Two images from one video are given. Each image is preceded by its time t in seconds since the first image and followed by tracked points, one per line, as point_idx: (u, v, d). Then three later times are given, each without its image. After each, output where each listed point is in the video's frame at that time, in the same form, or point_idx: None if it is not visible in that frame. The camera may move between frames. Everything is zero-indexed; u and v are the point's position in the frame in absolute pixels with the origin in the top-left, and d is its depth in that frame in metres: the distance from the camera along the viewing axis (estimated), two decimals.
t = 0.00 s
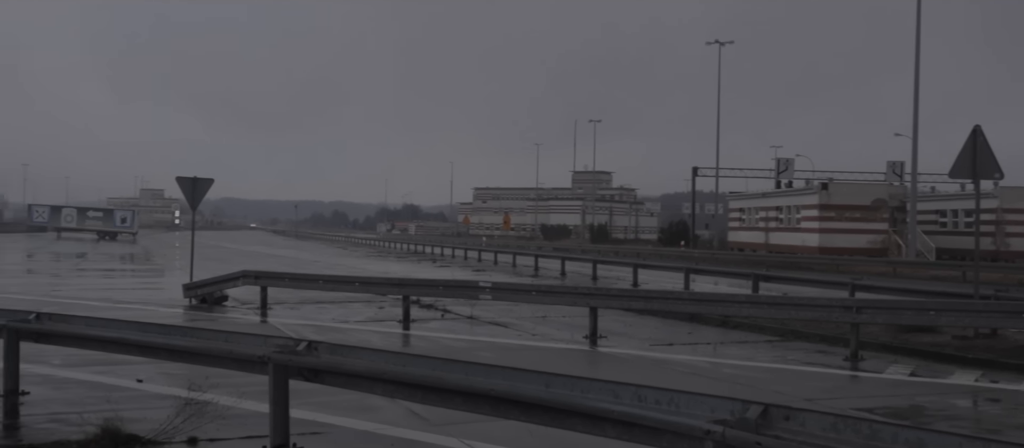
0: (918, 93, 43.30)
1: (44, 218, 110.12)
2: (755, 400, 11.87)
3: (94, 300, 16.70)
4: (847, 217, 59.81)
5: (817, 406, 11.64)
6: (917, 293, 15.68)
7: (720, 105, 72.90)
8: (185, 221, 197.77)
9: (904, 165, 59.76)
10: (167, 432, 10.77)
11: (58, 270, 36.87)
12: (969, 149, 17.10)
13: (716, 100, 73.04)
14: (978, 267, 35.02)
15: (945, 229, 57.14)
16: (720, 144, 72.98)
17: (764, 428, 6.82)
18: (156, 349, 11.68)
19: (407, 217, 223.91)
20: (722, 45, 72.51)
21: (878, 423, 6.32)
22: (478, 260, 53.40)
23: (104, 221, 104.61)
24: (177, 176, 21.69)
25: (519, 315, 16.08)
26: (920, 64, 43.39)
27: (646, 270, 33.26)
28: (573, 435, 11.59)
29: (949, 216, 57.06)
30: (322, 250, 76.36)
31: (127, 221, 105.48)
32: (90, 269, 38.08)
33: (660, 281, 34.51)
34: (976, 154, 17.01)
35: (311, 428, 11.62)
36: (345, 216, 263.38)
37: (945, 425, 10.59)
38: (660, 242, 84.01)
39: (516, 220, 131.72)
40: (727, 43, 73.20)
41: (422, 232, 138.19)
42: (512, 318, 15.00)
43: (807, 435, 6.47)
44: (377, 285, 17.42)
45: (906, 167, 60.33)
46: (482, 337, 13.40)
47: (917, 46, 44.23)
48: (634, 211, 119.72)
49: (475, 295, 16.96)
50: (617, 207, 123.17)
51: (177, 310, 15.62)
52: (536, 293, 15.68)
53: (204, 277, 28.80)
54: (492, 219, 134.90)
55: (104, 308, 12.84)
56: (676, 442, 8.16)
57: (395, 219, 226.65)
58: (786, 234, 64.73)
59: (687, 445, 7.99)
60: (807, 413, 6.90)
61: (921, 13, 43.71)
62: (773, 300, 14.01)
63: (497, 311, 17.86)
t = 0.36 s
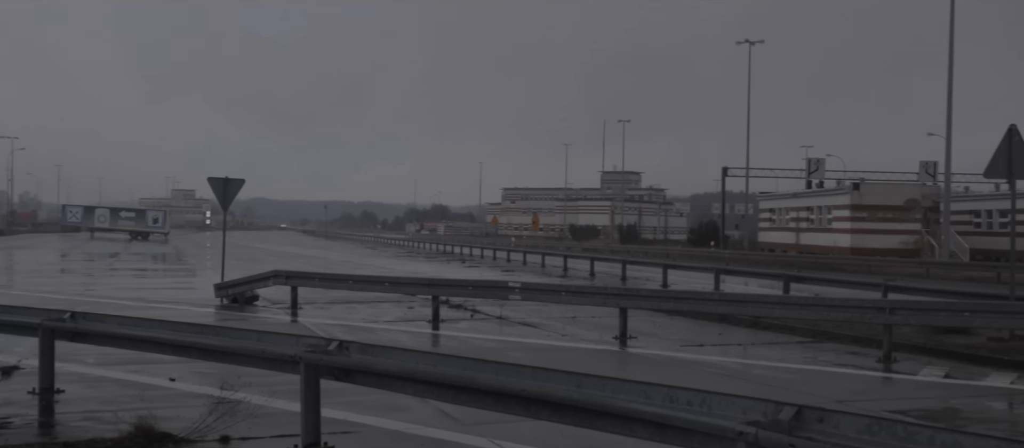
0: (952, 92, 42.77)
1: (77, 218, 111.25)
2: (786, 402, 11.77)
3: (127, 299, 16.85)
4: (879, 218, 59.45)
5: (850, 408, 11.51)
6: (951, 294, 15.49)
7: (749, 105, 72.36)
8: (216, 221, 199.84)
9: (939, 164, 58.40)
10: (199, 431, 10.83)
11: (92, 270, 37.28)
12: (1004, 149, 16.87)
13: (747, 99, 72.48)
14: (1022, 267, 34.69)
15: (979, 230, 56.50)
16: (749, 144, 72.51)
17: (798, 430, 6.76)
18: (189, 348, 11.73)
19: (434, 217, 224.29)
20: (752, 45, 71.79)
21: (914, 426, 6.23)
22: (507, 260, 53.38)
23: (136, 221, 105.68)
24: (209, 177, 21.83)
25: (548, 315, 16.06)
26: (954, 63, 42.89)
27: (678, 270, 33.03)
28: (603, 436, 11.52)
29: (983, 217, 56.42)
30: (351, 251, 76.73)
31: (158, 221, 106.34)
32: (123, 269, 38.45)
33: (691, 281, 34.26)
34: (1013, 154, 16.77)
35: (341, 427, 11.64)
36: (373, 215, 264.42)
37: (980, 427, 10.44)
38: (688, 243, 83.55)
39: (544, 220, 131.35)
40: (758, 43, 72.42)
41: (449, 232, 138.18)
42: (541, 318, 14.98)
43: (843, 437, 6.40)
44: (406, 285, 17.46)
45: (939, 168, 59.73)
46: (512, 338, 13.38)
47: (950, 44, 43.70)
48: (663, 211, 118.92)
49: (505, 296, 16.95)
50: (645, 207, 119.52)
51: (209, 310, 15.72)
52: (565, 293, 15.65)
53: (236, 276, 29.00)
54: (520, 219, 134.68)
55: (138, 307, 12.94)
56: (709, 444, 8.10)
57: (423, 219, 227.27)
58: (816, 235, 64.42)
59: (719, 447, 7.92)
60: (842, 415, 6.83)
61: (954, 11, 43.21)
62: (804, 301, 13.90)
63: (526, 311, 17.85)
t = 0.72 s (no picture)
0: (986, 90, 42.21)
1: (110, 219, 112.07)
2: (819, 403, 11.65)
3: (159, 300, 16.96)
4: (912, 218, 58.95)
5: (882, 409, 11.36)
6: (985, 294, 15.31)
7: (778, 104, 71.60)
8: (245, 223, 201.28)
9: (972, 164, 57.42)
10: (231, 431, 10.88)
11: (124, 271, 37.61)
12: None
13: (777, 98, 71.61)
14: None
15: (1013, 230, 55.79)
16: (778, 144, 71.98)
17: (831, 431, 6.70)
18: (220, 348, 11.77)
19: (461, 219, 224.10)
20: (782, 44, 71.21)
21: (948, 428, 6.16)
22: (535, 261, 53.29)
23: (167, 222, 106.54)
24: (240, 179, 21.97)
25: (577, 316, 16.03)
26: (987, 61, 42.35)
27: (710, 270, 32.76)
28: (633, 437, 11.45)
29: (1018, 217, 55.74)
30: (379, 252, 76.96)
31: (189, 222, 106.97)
32: (155, 270, 38.75)
33: (722, 282, 33.99)
34: None
35: (371, 427, 11.65)
36: (402, 217, 265.35)
37: (1016, 429, 10.26)
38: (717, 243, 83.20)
39: (573, 221, 130.84)
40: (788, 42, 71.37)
41: (477, 233, 138.46)
42: (570, 319, 14.95)
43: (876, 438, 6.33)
44: (435, 286, 17.48)
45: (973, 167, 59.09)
46: (541, 338, 13.34)
47: (983, 43, 43.15)
48: (692, 211, 118.03)
49: (534, 296, 16.92)
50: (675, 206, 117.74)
51: (240, 310, 15.80)
52: (594, 294, 15.61)
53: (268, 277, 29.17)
54: (547, 219, 134.27)
55: (170, 307, 13.01)
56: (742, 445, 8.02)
57: (451, 219, 227.25)
58: (847, 235, 64.03)
59: None
60: (875, 416, 6.74)
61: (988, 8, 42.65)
62: (836, 301, 13.78)
63: (555, 312, 17.84)
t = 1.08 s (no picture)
0: (1019, 89, 41.61)
1: (139, 222, 113.34)
2: (850, 405, 11.53)
3: (189, 302, 17.07)
4: (942, 218, 58.41)
5: (914, 411, 11.22)
6: (1019, 296, 15.11)
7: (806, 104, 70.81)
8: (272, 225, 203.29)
9: (1003, 164, 56.80)
10: (261, 432, 10.93)
11: (154, 273, 37.97)
12: None
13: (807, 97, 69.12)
14: None
15: None
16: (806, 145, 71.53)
17: (864, 434, 6.65)
18: (250, 350, 11.76)
19: (489, 220, 223.68)
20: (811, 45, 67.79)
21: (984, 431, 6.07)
22: (561, 263, 53.26)
23: (196, 224, 107.73)
24: (268, 181, 22.08)
25: (605, 317, 16.00)
26: (1018, 60, 41.83)
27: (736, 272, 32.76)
28: (662, 439, 11.37)
29: None
30: (405, 253, 77.35)
31: (217, 224, 107.95)
32: (185, 271, 39.13)
33: (749, 284, 33.90)
34: None
35: (401, 428, 11.66)
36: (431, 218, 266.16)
37: None
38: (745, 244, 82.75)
39: (600, 221, 130.25)
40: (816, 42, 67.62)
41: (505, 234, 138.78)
42: (598, 321, 14.90)
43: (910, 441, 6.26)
44: (463, 287, 17.48)
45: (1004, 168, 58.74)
46: (570, 340, 13.30)
47: (1015, 40, 42.58)
48: (720, 212, 117.11)
49: (561, 298, 16.89)
50: (702, 208, 116.88)
51: (270, 311, 15.88)
52: (622, 296, 15.57)
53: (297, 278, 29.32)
54: (575, 220, 133.71)
55: (200, 308, 13.07)
56: None
57: (477, 221, 227.46)
58: (877, 235, 63.47)
59: None
60: (909, 419, 6.66)
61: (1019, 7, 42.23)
62: (866, 303, 13.67)
63: (583, 313, 17.81)
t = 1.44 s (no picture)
0: None
1: (170, 222, 114.59)
2: (883, 406, 11.40)
3: (220, 302, 17.18)
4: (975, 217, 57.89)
5: (948, 412, 11.07)
6: None
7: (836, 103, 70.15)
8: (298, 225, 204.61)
9: None
10: (292, 431, 10.98)
11: (184, 273, 38.28)
12: None
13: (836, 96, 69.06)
14: None
15: None
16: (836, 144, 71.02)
17: (899, 434, 6.63)
18: (280, 350, 11.81)
19: (516, 220, 223.50)
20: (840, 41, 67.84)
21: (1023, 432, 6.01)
22: (589, 262, 53.19)
23: (225, 224, 108.79)
24: (297, 181, 22.18)
25: (634, 317, 15.97)
26: None
27: (766, 271, 32.63)
28: (693, 439, 11.29)
29: None
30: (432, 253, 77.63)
31: (246, 225, 108.86)
32: (215, 271, 39.44)
33: (780, 283, 33.75)
34: None
35: (431, 428, 11.67)
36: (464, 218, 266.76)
37: None
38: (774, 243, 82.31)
39: (628, 221, 129.74)
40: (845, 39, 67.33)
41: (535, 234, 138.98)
42: (627, 320, 14.85)
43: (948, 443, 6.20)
44: (491, 287, 17.49)
45: None
46: (600, 340, 13.26)
47: None
48: (748, 212, 116.28)
49: (590, 297, 16.87)
50: (730, 208, 116.07)
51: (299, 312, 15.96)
52: (651, 295, 15.52)
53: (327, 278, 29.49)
54: (603, 220, 133.26)
55: (231, 308, 13.13)
56: None
57: (505, 221, 227.32)
58: (908, 235, 62.99)
59: None
60: (944, 421, 6.60)
61: None
62: (899, 303, 13.55)
63: (611, 313, 17.80)
